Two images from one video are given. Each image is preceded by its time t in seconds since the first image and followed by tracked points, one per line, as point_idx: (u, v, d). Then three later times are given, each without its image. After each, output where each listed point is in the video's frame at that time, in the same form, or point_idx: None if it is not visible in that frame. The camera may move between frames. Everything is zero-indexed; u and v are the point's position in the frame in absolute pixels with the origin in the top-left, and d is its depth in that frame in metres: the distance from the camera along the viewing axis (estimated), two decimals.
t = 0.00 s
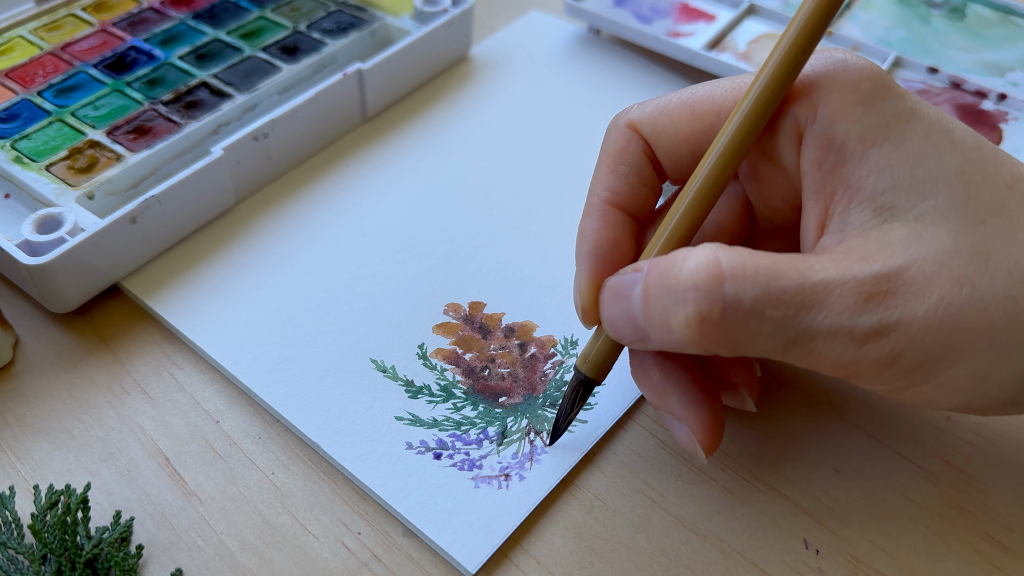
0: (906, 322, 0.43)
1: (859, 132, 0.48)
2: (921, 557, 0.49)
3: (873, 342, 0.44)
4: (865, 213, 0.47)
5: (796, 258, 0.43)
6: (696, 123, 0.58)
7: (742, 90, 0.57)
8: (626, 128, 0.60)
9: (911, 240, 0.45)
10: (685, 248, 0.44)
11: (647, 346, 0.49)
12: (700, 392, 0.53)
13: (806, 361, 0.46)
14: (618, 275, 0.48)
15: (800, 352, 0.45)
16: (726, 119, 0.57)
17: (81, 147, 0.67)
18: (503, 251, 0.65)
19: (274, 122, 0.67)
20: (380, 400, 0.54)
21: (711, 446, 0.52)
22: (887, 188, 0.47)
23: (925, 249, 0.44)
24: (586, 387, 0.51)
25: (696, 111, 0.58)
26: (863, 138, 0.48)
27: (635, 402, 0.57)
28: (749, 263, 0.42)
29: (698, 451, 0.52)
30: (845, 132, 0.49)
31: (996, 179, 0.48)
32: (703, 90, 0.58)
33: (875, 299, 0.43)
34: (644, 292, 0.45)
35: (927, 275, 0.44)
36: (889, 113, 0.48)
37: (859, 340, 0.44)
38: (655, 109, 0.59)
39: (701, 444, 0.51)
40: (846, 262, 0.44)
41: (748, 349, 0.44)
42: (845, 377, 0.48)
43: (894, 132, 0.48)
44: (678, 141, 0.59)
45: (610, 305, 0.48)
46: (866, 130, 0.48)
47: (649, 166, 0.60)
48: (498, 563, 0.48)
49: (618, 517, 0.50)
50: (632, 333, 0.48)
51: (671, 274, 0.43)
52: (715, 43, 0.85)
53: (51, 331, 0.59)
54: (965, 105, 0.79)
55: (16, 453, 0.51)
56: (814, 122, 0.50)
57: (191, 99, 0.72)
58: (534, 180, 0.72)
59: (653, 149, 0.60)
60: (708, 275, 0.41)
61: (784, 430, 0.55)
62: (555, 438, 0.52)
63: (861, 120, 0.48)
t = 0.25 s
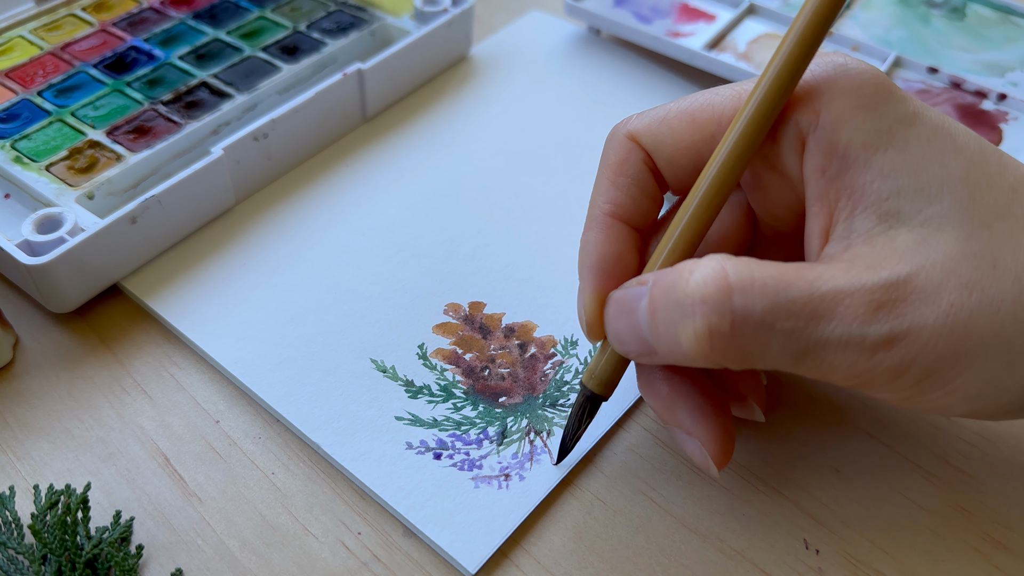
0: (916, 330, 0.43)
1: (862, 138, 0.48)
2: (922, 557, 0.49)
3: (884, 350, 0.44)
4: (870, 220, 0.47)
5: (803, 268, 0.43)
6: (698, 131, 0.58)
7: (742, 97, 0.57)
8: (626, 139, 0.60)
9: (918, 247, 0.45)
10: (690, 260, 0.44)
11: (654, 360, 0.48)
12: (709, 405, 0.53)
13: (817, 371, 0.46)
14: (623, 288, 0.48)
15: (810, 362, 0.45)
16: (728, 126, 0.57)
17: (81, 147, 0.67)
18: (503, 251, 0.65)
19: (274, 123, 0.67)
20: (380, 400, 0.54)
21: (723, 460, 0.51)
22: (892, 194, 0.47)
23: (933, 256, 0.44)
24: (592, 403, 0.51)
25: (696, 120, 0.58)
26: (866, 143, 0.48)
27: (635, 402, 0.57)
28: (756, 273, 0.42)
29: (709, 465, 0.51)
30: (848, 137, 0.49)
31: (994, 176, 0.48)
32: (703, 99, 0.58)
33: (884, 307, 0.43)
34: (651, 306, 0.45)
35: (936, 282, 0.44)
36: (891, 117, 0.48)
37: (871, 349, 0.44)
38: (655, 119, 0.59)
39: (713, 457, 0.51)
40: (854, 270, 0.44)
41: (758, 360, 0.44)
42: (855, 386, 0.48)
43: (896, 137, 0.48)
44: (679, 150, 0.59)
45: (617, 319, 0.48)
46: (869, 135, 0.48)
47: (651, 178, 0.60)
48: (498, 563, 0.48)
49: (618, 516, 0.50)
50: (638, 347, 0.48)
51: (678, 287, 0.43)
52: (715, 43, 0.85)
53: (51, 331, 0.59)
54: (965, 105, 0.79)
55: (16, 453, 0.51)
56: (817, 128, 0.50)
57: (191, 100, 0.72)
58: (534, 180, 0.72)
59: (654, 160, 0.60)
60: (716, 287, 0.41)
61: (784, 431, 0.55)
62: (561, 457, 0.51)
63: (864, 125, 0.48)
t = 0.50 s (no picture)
0: (922, 333, 0.43)
1: (864, 140, 0.48)
2: (922, 557, 0.49)
3: (890, 354, 0.44)
4: (873, 223, 0.47)
5: (808, 270, 0.43)
6: (697, 133, 0.58)
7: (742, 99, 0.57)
8: (625, 141, 0.60)
9: (922, 249, 0.45)
10: (692, 263, 0.44)
11: (654, 364, 0.48)
12: (710, 410, 0.53)
13: (821, 375, 0.45)
14: (623, 292, 0.48)
15: (815, 366, 0.44)
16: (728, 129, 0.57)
17: (81, 147, 0.67)
18: (502, 251, 0.65)
19: (274, 122, 0.67)
20: (380, 400, 0.54)
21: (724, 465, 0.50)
22: (895, 197, 0.47)
23: (937, 258, 0.44)
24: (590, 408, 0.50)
25: (696, 122, 0.58)
26: (868, 146, 0.48)
27: (635, 403, 0.57)
28: (761, 276, 0.41)
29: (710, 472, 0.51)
30: (850, 139, 0.49)
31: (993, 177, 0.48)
32: (702, 101, 0.58)
33: (889, 311, 0.43)
34: (653, 309, 0.45)
35: (940, 285, 0.44)
36: (894, 119, 0.48)
37: (876, 353, 0.43)
38: (654, 121, 0.59)
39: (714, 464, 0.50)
40: (858, 273, 0.44)
41: (763, 363, 0.44)
42: (858, 391, 0.48)
43: (899, 139, 0.48)
44: (679, 152, 0.59)
45: (617, 323, 0.48)
46: (871, 137, 0.48)
47: (650, 180, 0.60)
48: (498, 563, 0.48)
49: (618, 516, 0.50)
50: (638, 351, 0.47)
51: (679, 290, 0.43)
52: (715, 43, 0.85)
53: (51, 331, 0.58)
54: (965, 105, 0.79)
55: (16, 453, 0.51)
56: (818, 130, 0.50)
57: (191, 99, 0.72)
58: (534, 180, 0.72)
59: (653, 162, 0.60)
60: (720, 290, 0.41)
61: (784, 431, 0.55)
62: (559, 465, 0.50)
63: (866, 127, 0.49)
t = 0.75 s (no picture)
0: (909, 346, 0.43)
1: (853, 150, 0.48)
2: (922, 557, 0.49)
3: (877, 367, 0.44)
4: (862, 234, 0.47)
5: (796, 283, 0.43)
6: (686, 143, 0.58)
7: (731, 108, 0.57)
8: (613, 150, 0.60)
9: (911, 261, 0.45)
10: (680, 275, 0.44)
11: (643, 375, 0.48)
12: (700, 421, 0.52)
13: (809, 389, 0.45)
14: (611, 303, 0.48)
15: (803, 379, 0.44)
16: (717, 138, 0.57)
17: (81, 147, 0.67)
18: (502, 251, 0.65)
19: (274, 122, 0.67)
20: (380, 400, 0.54)
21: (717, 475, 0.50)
22: (884, 207, 0.47)
23: (926, 269, 0.44)
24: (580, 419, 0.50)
25: (685, 131, 0.58)
26: (857, 156, 0.48)
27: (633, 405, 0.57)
28: (749, 289, 0.41)
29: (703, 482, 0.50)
30: (839, 149, 0.49)
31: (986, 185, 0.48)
32: (691, 110, 0.58)
33: (877, 323, 0.43)
34: (642, 321, 0.45)
35: (928, 297, 0.43)
36: (883, 129, 0.48)
37: (864, 366, 0.43)
38: (643, 130, 0.59)
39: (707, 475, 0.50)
40: (846, 285, 0.43)
41: (751, 376, 0.44)
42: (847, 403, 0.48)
43: (888, 149, 0.48)
44: (667, 162, 0.59)
45: (606, 334, 0.48)
46: (860, 147, 0.48)
47: (638, 189, 0.60)
48: (498, 563, 0.48)
49: (618, 516, 0.50)
50: (628, 362, 0.47)
51: (668, 303, 0.43)
52: (715, 43, 0.85)
53: (51, 331, 0.58)
54: (965, 105, 0.79)
55: (16, 453, 0.51)
56: (807, 140, 0.50)
57: (191, 99, 0.72)
58: (534, 180, 0.72)
59: (642, 172, 0.60)
60: (707, 303, 0.41)
61: (784, 431, 0.55)
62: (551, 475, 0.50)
63: (855, 137, 0.49)
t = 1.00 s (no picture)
0: (907, 323, 0.43)
1: (856, 132, 0.48)
2: (922, 557, 0.49)
3: (875, 343, 0.44)
4: (864, 214, 0.47)
5: (796, 260, 0.43)
6: (693, 126, 0.58)
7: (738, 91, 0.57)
8: (622, 133, 0.60)
9: (911, 240, 0.45)
10: (683, 251, 0.44)
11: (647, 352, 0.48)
12: (705, 398, 0.53)
13: (808, 364, 0.46)
14: (616, 279, 0.49)
15: (802, 354, 0.44)
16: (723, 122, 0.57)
17: (81, 147, 0.67)
18: (502, 251, 0.65)
19: (274, 123, 0.67)
20: (380, 400, 0.54)
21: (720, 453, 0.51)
22: (886, 188, 0.47)
23: (926, 248, 0.44)
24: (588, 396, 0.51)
25: (692, 114, 0.58)
26: (860, 138, 0.48)
27: (634, 403, 0.56)
28: (748, 264, 0.42)
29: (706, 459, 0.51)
30: (842, 131, 0.49)
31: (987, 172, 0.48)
32: (699, 93, 0.58)
33: (876, 300, 0.43)
34: (644, 295, 0.45)
35: (928, 276, 0.44)
36: (886, 112, 0.48)
37: (861, 342, 0.43)
38: (651, 113, 0.59)
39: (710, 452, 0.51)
40: (846, 263, 0.44)
41: (749, 351, 0.44)
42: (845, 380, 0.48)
43: (890, 131, 0.48)
44: (674, 144, 0.59)
45: (610, 310, 0.48)
46: (864, 129, 0.48)
47: (646, 171, 0.60)
48: (498, 563, 0.48)
49: (618, 516, 0.50)
50: (631, 339, 0.48)
51: (669, 277, 0.43)
52: (715, 43, 0.85)
53: (51, 331, 0.58)
54: (965, 105, 0.79)
55: (16, 453, 0.51)
56: (811, 122, 0.50)
57: (191, 99, 0.72)
58: (534, 180, 0.72)
59: (650, 154, 0.60)
60: (706, 276, 0.41)
61: (785, 431, 0.55)
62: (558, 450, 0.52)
63: (858, 119, 0.49)
